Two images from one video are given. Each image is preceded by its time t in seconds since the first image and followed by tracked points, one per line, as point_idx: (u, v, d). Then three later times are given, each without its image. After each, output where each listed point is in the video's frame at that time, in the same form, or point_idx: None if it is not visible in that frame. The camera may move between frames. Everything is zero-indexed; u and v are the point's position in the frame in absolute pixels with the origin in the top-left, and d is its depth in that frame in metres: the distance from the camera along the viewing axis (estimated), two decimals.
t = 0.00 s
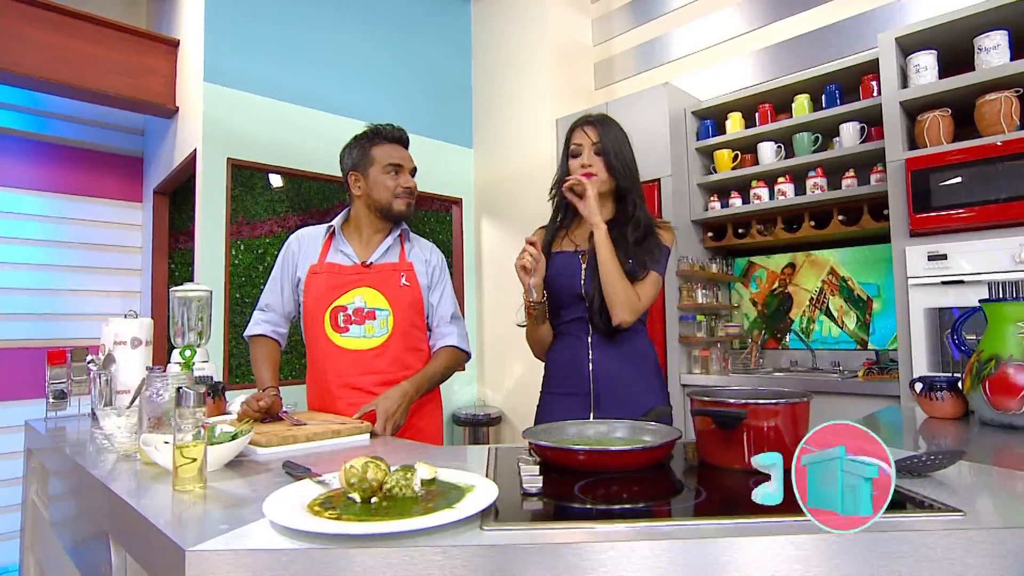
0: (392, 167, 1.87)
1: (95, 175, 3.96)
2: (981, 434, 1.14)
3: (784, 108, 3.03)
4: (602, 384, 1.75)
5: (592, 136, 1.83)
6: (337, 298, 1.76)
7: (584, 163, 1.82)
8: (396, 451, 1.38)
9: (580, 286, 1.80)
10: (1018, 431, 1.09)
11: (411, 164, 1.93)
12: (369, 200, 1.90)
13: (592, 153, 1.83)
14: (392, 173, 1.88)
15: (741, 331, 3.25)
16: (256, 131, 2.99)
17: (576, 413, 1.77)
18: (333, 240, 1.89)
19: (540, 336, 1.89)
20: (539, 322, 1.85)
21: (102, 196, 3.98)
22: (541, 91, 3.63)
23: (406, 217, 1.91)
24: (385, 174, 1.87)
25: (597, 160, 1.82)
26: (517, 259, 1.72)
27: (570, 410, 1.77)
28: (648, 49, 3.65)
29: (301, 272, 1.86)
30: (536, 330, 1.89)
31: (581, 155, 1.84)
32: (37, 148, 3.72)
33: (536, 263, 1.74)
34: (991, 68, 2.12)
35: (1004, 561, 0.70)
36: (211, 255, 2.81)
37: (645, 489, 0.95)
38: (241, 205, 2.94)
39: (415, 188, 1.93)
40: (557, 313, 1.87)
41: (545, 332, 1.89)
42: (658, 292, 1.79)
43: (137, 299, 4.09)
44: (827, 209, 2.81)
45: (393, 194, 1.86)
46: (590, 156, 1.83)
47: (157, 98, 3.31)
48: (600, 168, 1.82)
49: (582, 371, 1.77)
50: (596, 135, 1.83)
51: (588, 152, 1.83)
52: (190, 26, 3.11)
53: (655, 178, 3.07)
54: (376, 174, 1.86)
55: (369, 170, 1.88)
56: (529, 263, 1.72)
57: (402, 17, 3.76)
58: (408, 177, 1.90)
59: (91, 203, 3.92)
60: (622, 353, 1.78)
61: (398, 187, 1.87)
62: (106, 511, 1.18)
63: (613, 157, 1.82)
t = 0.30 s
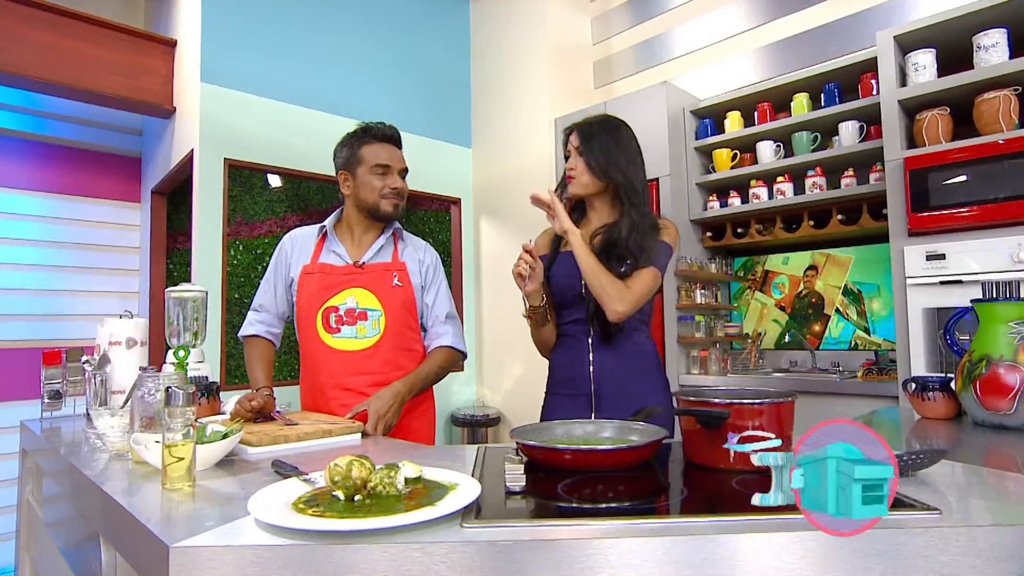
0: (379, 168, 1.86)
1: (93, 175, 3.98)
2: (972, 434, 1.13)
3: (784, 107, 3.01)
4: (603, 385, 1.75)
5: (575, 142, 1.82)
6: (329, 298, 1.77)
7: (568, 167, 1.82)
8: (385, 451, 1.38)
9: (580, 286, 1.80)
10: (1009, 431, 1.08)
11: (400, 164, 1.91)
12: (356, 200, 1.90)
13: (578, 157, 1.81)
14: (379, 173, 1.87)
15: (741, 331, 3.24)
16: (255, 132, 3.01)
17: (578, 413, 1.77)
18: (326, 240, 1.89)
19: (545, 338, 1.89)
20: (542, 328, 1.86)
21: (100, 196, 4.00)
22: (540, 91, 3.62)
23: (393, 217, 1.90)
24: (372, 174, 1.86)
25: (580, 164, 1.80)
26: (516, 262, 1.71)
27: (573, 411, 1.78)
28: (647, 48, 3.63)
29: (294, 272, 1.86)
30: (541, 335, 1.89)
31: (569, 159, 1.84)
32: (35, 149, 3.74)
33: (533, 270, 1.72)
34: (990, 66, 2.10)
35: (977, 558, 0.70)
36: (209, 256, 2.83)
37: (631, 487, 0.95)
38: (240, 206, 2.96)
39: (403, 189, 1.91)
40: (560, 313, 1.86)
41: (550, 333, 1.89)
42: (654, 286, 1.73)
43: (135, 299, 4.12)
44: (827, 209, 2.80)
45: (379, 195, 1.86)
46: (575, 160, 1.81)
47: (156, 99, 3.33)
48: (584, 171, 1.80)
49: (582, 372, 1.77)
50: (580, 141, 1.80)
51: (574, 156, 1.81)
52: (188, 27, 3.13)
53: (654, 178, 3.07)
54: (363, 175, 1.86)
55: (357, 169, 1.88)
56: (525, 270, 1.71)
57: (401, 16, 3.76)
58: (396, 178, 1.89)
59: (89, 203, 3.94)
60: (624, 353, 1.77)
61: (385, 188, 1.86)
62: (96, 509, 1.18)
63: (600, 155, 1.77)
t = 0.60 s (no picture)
0: (353, 170, 1.83)
1: (92, 175, 4.01)
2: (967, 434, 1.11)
3: (784, 106, 2.99)
4: (602, 386, 1.74)
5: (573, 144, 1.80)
6: (321, 300, 1.77)
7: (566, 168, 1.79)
8: (377, 451, 1.38)
9: (580, 288, 1.78)
10: (1001, 431, 1.07)
11: (375, 165, 1.83)
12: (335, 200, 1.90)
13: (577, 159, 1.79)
14: (353, 174, 1.84)
15: (741, 332, 3.23)
16: (252, 131, 3.02)
17: (576, 414, 1.77)
18: (318, 242, 1.89)
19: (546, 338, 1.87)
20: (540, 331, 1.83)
21: (99, 197, 4.02)
22: (539, 90, 3.62)
23: (368, 219, 1.87)
24: (348, 176, 1.84)
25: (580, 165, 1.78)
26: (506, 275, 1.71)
27: (572, 411, 1.77)
28: (647, 46, 3.62)
29: (288, 273, 1.87)
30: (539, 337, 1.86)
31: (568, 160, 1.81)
32: (35, 150, 3.77)
33: (524, 278, 1.71)
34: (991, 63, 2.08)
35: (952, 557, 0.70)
36: (208, 255, 2.84)
37: (618, 487, 0.94)
38: (239, 206, 2.98)
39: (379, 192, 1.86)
40: (560, 315, 1.85)
41: (552, 331, 1.87)
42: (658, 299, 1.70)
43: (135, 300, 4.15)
44: (827, 208, 2.78)
45: (349, 196, 1.84)
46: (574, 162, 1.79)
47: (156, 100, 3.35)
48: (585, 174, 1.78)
49: (581, 373, 1.77)
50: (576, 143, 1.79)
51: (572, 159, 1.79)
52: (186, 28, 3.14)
53: (653, 177, 3.06)
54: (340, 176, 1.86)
55: (336, 171, 1.88)
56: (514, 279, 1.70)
57: (400, 16, 3.77)
58: (369, 180, 1.84)
59: (89, 204, 3.96)
60: (625, 353, 1.76)
61: (356, 189, 1.84)
62: (89, 508, 1.19)
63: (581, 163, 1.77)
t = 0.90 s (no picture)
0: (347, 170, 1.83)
1: (93, 176, 4.04)
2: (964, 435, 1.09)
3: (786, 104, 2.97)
4: (602, 387, 1.72)
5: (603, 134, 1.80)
6: (315, 301, 1.78)
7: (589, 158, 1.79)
8: (369, 450, 1.38)
9: (579, 288, 1.76)
10: (999, 433, 1.06)
11: (370, 165, 1.84)
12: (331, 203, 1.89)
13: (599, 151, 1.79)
14: (348, 174, 1.85)
15: (744, 333, 3.21)
16: (251, 131, 3.03)
17: (576, 416, 1.75)
18: (314, 244, 1.89)
19: (542, 342, 1.86)
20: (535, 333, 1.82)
21: (97, 198, 4.04)
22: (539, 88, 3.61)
23: (362, 221, 1.86)
24: (343, 176, 1.85)
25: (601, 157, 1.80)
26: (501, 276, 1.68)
27: (573, 412, 1.76)
28: (649, 44, 3.59)
29: (284, 274, 1.87)
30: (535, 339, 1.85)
31: (587, 150, 1.81)
32: (36, 151, 3.80)
33: (519, 280, 1.69)
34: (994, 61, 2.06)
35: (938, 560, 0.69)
36: (206, 255, 2.85)
37: (608, 488, 0.93)
38: (239, 206, 2.99)
39: (373, 192, 1.86)
40: (557, 317, 1.83)
41: (547, 335, 1.86)
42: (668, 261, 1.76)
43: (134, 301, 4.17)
44: (830, 207, 2.76)
45: (344, 197, 1.84)
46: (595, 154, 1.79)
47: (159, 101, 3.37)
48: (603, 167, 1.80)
49: (581, 374, 1.75)
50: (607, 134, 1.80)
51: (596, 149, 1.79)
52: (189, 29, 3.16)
53: (655, 176, 3.04)
54: (335, 177, 1.86)
55: (331, 171, 1.89)
56: (510, 280, 1.68)
57: (401, 16, 3.77)
58: (363, 179, 1.84)
59: (88, 205, 3.99)
60: (625, 353, 1.74)
61: (351, 189, 1.84)
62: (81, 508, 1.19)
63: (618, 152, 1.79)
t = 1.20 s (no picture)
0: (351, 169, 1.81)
1: (95, 176, 4.08)
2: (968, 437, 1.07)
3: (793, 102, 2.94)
4: (607, 387, 1.70)
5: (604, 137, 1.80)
6: (319, 300, 1.78)
7: (591, 161, 1.78)
8: (366, 450, 1.37)
9: (580, 288, 1.74)
10: (1003, 436, 1.03)
11: (373, 162, 1.82)
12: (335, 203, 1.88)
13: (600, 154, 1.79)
14: (351, 173, 1.84)
15: (750, 333, 3.18)
16: (253, 131, 3.04)
17: (583, 418, 1.73)
18: (318, 244, 1.89)
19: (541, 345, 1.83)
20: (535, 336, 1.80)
21: (98, 198, 4.08)
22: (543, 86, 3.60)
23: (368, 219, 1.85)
24: (346, 176, 1.84)
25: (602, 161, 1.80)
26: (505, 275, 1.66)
27: (577, 414, 1.73)
28: (654, 42, 3.57)
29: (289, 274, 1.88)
30: (536, 341, 1.82)
31: (588, 152, 1.80)
32: (35, 151, 3.83)
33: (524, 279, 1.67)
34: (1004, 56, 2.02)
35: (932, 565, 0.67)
36: (207, 255, 2.86)
37: (603, 489, 0.92)
38: (242, 206, 3.00)
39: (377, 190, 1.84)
40: (558, 319, 1.81)
41: (547, 340, 1.83)
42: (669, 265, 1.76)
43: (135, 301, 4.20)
44: (838, 206, 2.73)
45: (349, 197, 1.83)
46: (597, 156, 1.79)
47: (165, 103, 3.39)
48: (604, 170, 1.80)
49: (587, 375, 1.72)
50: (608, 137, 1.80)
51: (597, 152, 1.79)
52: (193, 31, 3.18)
53: (659, 175, 3.02)
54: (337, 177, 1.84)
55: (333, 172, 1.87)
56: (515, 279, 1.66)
57: (405, 15, 3.78)
58: (367, 177, 1.82)
59: (90, 205, 4.03)
60: (632, 353, 1.73)
61: (356, 188, 1.83)
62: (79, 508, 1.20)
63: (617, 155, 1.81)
